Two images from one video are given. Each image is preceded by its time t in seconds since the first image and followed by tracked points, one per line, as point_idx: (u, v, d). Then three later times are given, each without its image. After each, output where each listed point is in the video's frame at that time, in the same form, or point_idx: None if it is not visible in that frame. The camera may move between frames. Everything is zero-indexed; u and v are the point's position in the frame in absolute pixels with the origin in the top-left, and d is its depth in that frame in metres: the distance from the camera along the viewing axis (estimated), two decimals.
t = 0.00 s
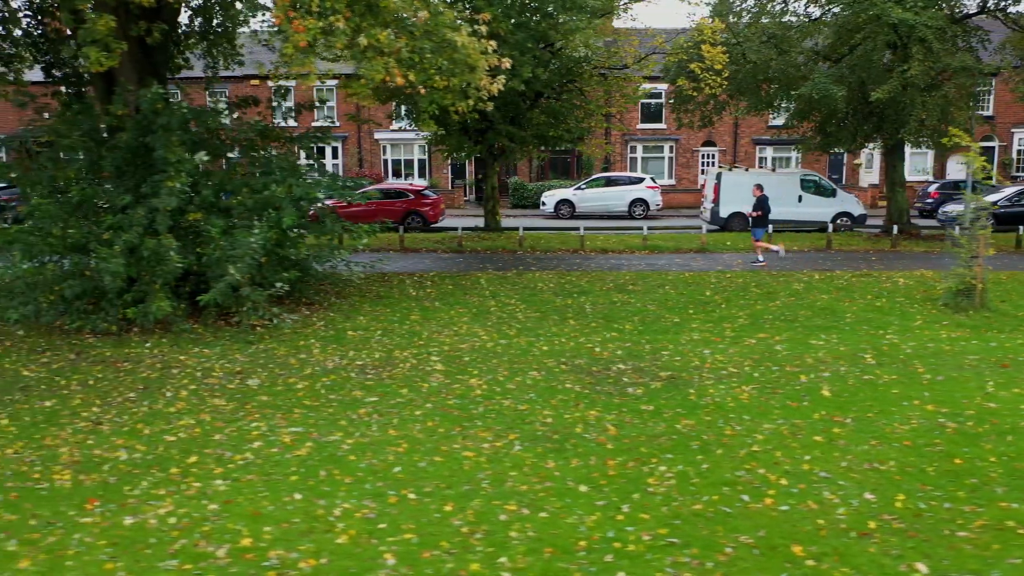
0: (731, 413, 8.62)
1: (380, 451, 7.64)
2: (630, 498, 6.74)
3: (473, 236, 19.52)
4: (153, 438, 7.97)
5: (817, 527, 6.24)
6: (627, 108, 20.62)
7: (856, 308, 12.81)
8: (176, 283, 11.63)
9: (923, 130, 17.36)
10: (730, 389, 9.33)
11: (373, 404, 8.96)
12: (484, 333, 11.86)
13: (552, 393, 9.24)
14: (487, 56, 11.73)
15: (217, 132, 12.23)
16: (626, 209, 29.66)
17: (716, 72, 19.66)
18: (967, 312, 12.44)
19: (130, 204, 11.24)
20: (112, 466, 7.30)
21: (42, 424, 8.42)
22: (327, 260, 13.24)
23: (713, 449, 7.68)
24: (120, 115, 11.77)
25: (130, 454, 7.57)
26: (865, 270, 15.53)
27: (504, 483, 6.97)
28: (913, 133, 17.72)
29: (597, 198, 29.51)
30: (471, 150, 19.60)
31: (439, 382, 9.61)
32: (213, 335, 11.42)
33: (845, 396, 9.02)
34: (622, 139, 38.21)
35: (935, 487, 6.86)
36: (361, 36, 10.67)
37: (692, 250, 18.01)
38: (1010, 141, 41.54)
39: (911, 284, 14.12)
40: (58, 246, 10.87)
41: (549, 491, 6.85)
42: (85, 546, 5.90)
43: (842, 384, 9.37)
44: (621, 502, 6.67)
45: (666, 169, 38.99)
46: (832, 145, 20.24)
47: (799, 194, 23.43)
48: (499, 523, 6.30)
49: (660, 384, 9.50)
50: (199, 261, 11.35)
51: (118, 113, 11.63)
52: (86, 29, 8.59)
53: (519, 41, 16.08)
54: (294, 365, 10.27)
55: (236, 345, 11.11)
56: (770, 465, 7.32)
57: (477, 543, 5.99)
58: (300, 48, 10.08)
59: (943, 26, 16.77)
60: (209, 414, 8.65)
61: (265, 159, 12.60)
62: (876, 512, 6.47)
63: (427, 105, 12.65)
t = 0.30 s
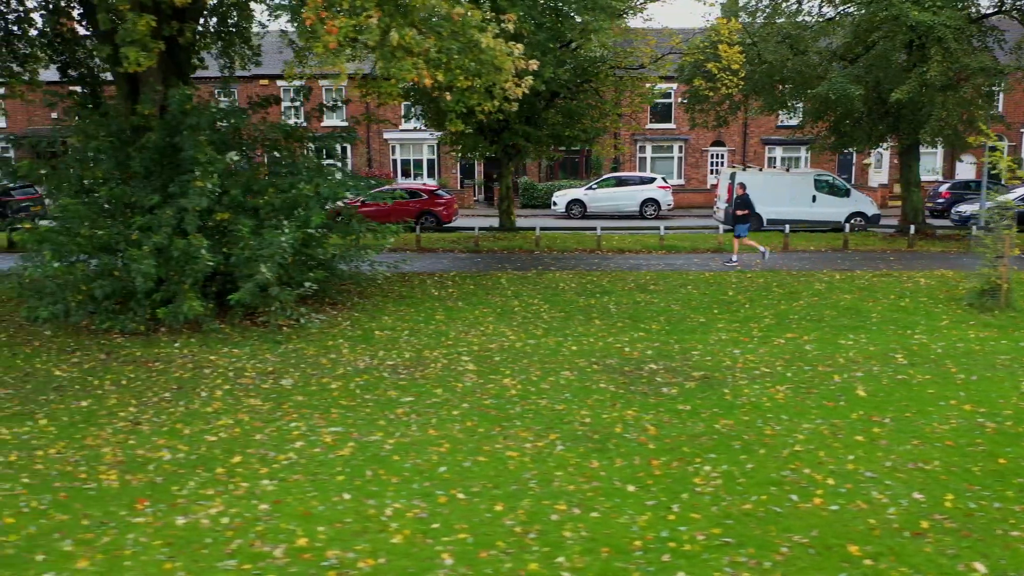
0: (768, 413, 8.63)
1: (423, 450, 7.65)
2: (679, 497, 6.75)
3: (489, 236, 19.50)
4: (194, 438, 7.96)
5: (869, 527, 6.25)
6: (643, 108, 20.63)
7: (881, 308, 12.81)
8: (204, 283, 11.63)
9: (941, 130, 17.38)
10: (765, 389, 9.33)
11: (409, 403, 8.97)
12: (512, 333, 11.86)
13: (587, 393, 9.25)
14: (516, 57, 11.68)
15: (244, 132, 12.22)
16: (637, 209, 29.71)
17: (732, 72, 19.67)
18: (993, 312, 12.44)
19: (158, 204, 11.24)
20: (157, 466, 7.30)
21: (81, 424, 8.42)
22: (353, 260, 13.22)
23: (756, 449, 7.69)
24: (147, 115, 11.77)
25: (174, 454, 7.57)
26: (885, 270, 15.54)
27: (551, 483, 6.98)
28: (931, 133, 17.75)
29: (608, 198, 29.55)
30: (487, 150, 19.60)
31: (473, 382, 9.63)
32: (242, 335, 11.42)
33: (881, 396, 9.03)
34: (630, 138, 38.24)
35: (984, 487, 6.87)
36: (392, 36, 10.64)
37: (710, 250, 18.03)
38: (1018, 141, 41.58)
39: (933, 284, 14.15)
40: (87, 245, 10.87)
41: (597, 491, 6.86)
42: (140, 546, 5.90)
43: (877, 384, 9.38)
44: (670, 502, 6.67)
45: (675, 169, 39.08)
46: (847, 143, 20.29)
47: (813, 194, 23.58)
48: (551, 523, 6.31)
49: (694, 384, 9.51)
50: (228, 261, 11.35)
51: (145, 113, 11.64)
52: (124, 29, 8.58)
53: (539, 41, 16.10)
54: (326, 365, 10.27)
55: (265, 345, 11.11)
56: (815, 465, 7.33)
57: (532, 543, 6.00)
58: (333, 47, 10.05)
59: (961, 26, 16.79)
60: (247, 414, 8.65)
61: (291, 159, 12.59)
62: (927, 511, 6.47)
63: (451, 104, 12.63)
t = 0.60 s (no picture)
0: (806, 412, 8.63)
1: (466, 450, 7.64)
2: (728, 497, 6.75)
3: (505, 236, 19.47)
4: (235, 438, 7.96)
5: (922, 526, 6.25)
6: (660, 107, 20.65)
7: (905, 308, 12.81)
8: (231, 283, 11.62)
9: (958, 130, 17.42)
10: (800, 389, 9.32)
11: (445, 403, 8.96)
12: (539, 333, 11.85)
13: (622, 393, 9.25)
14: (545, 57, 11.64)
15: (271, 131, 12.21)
16: (648, 209, 29.74)
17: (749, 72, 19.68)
18: (1019, 311, 12.43)
19: (186, 204, 11.24)
20: (202, 466, 7.30)
21: (120, 423, 8.41)
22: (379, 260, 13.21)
23: (799, 449, 7.69)
24: (173, 115, 11.76)
25: (217, 454, 7.56)
26: (904, 270, 15.56)
27: (599, 483, 6.98)
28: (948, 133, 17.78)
29: (619, 198, 29.59)
30: (503, 150, 19.60)
31: (507, 382, 9.62)
32: (270, 335, 11.42)
33: (916, 396, 9.02)
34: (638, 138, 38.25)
35: None
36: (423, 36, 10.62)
37: (726, 250, 18.04)
38: None
39: (955, 284, 14.15)
40: (116, 245, 10.87)
41: (645, 491, 6.86)
42: (196, 546, 5.89)
43: (912, 384, 9.37)
44: (720, 502, 6.67)
45: (684, 169, 39.15)
46: (864, 141, 20.34)
47: (827, 194, 23.73)
48: (604, 522, 6.31)
49: (728, 384, 9.50)
50: (256, 261, 11.34)
51: (172, 113, 11.63)
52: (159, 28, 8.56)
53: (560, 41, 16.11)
54: (357, 365, 10.26)
55: (294, 345, 11.11)
56: (859, 465, 7.33)
57: (588, 543, 5.99)
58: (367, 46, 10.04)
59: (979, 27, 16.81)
60: (285, 414, 8.65)
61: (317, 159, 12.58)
62: (978, 511, 6.47)
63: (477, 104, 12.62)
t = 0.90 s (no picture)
0: (843, 412, 8.62)
1: (508, 450, 7.64)
2: (776, 497, 6.76)
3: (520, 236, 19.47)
4: (276, 438, 7.96)
5: (974, 526, 6.25)
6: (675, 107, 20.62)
7: (930, 308, 12.81)
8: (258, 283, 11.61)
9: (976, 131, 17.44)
10: (834, 389, 9.31)
11: (481, 403, 8.95)
12: (566, 333, 11.85)
13: (656, 392, 9.26)
14: (573, 57, 11.63)
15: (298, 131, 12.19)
16: (659, 209, 29.76)
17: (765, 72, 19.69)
18: None
19: (214, 203, 11.23)
20: (246, 466, 7.29)
21: (157, 423, 8.41)
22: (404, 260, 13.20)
23: (841, 449, 7.68)
24: (199, 115, 11.75)
25: (260, 454, 7.55)
26: (924, 270, 15.58)
27: (646, 483, 6.98)
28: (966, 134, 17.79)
29: (631, 198, 29.64)
30: (519, 150, 19.63)
31: (540, 381, 9.62)
32: (298, 335, 11.41)
33: (952, 395, 9.02)
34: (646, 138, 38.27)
35: None
36: (454, 37, 10.59)
37: (744, 250, 18.06)
38: None
39: (976, 284, 14.15)
40: (144, 245, 10.87)
41: (692, 491, 6.85)
42: (251, 546, 5.89)
43: (946, 384, 9.37)
44: (769, 502, 6.67)
45: (693, 169, 39.22)
46: (879, 140, 20.32)
47: (841, 194, 23.79)
48: (655, 522, 6.31)
49: (762, 384, 9.51)
50: (284, 262, 11.33)
51: (198, 113, 11.62)
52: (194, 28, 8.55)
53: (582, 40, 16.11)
54: (388, 365, 10.26)
55: (323, 345, 11.11)
56: (904, 465, 7.32)
57: (643, 543, 5.99)
58: (402, 46, 10.00)
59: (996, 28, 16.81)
60: (322, 414, 8.65)
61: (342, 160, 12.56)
62: None
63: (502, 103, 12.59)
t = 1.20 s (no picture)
0: (882, 412, 8.62)
1: (551, 450, 7.63)
2: (825, 497, 6.75)
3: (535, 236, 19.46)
4: (316, 438, 7.94)
5: None
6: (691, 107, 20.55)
7: (954, 308, 12.80)
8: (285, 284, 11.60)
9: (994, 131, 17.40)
10: (869, 389, 9.31)
11: (517, 404, 8.94)
12: (593, 333, 11.84)
13: (691, 392, 9.25)
14: (601, 56, 11.60)
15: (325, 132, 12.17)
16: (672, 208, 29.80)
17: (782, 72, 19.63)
18: None
19: (242, 203, 11.22)
20: (291, 466, 7.27)
21: (195, 423, 8.40)
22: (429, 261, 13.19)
23: (884, 449, 7.68)
24: (226, 115, 11.73)
25: (303, 454, 7.54)
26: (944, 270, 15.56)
27: (693, 484, 6.97)
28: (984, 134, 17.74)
29: (642, 197, 29.69)
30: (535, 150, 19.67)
31: (573, 381, 9.62)
32: (326, 335, 11.40)
33: (989, 396, 9.01)
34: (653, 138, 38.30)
35: None
36: (486, 36, 10.56)
37: (761, 250, 18.04)
38: None
39: (998, 285, 14.14)
40: (173, 246, 10.86)
41: (740, 491, 6.85)
42: (306, 547, 5.87)
43: (982, 384, 9.36)
44: (819, 502, 6.66)
45: (702, 169, 39.32)
46: (896, 141, 20.27)
47: (855, 194, 23.85)
48: (708, 523, 6.30)
49: (796, 384, 9.50)
50: (312, 262, 11.32)
51: (225, 113, 11.61)
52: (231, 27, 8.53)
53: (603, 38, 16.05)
54: (419, 365, 10.25)
55: (352, 345, 11.09)
56: (949, 465, 7.31)
57: (698, 544, 5.98)
58: (436, 45, 9.97)
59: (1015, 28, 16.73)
60: (359, 414, 8.64)
61: (368, 161, 12.55)
62: None
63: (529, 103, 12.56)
